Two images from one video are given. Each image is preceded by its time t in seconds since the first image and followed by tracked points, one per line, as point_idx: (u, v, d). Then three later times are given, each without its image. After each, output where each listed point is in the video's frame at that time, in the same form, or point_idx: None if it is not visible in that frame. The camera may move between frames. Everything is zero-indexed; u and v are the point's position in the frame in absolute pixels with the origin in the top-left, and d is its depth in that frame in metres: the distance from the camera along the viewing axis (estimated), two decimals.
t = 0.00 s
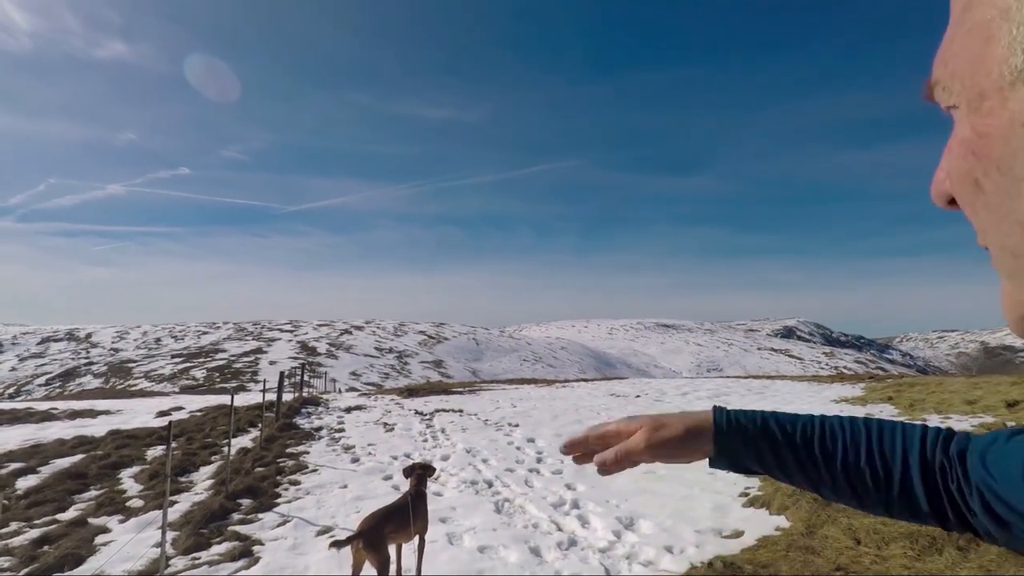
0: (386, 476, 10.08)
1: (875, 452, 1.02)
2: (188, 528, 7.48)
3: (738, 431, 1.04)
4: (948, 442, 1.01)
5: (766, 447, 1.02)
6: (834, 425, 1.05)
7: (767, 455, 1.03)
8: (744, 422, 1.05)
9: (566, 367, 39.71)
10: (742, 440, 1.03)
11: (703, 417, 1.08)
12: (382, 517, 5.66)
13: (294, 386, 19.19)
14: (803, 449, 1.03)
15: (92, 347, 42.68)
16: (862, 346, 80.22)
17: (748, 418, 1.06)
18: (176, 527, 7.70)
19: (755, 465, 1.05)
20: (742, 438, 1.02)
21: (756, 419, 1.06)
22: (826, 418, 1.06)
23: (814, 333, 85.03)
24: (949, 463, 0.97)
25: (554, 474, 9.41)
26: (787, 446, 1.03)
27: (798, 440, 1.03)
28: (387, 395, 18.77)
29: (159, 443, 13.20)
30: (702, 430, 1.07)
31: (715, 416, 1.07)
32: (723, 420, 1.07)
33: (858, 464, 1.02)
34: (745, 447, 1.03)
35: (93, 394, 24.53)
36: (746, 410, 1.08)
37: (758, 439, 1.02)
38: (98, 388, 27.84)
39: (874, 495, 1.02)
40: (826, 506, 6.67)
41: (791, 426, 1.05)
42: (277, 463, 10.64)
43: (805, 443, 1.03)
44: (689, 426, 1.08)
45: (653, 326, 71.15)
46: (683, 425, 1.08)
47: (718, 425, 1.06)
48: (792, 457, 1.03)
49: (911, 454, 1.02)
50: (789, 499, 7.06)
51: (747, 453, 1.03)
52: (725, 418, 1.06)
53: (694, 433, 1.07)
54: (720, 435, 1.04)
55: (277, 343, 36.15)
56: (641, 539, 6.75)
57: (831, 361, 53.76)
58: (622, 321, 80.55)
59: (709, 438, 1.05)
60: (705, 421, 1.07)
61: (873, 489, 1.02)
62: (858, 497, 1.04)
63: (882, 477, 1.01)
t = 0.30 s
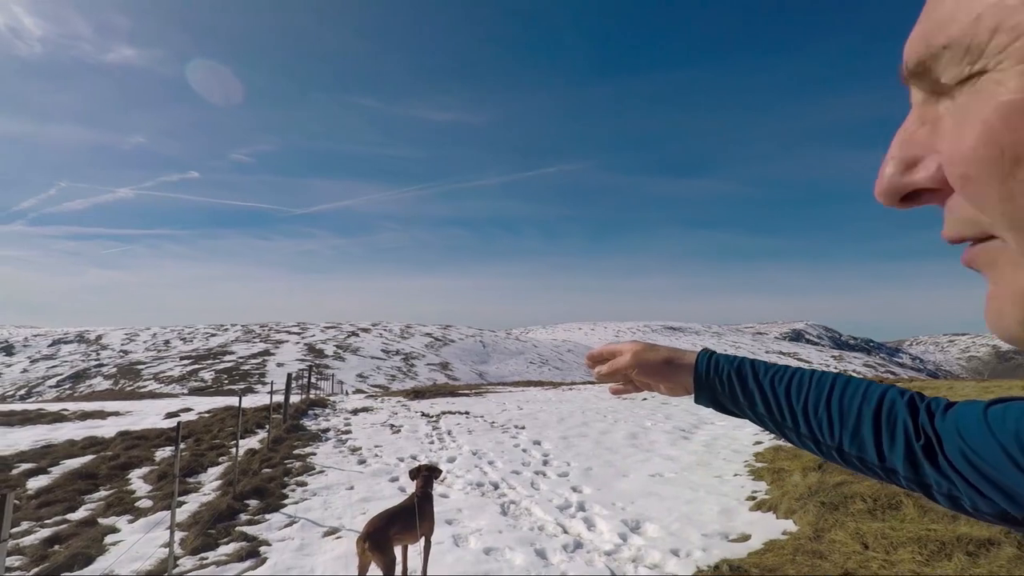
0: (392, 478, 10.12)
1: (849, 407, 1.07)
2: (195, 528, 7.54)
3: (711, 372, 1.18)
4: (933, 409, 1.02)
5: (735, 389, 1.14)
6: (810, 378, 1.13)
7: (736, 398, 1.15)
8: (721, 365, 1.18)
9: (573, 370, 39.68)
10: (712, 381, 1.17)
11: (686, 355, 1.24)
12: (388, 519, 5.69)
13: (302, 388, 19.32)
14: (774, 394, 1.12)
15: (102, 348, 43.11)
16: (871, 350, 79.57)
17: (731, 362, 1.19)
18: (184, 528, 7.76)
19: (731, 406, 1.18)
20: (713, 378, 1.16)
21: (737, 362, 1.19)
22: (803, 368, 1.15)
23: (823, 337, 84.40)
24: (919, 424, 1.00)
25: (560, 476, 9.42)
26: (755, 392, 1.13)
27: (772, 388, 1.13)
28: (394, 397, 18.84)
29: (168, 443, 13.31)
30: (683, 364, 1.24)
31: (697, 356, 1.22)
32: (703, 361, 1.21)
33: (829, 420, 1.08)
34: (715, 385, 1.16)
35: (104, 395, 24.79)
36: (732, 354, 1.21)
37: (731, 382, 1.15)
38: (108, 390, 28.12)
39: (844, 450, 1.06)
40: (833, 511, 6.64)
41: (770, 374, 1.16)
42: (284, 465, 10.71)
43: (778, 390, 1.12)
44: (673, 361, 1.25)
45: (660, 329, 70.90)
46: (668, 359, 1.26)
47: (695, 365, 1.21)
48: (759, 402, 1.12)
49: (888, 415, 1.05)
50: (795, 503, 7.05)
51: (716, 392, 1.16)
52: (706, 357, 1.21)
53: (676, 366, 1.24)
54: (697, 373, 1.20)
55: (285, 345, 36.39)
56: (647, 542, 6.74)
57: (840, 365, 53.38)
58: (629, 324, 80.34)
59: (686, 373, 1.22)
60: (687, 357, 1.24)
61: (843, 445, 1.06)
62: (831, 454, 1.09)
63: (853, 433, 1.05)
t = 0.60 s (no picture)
0: (401, 478, 10.20)
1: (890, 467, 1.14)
2: (207, 521, 7.67)
3: (742, 435, 1.23)
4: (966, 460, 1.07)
5: (770, 449, 1.20)
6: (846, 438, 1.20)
7: (772, 461, 1.21)
8: (752, 427, 1.24)
9: (584, 376, 39.53)
10: (745, 443, 1.22)
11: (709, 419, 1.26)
12: (397, 518, 5.75)
13: (314, 386, 19.54)
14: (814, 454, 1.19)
15: (121, 342, 43.98)
16: (889, 365, 78.03)
17: (757, 423, 1.25)
18: (197, 520, 7.90)
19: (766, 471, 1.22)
20: (744, 439, 1.22)
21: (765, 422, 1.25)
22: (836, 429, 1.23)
23: (839, 351, 82.97)
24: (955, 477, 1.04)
25: (569, 483, 9.41)
26: (791, 454, 1.20)
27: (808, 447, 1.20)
28: (405, 398, 18.96)
29: (183, 437, 13.55)
30: (708, 428, 1.25)
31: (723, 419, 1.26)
32: (731, 424, 1.26)
33: (873, 484, 1.14)
34: (748, 447, 1.22)
35: (121, 388, 25.29)
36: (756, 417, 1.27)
37: (766, 442, 1.22)
38: (125, 383, 28.67)
39: (895, 513, 1.11)
40: (845, 527, 6.55)
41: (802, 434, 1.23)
42: (295, 462, 10.84)
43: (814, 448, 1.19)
44: (697, 427, 1.25)
45: (673, 338, 70.34)
46: (693, 425, 1.25)
47: (722, 427, 1.25)
48: (799, 467, 1.19)
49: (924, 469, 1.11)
50: (807, 518, 6.96)
51: (748, 455, 1.21)
52: (732, 420, 1.26)
53: (702, 431, 1.25)
54: (725, 435, 1.23)
55: (298, 344, 36.79)
56: (654, 552, 6.71)
57: (857, 380, 52.39)
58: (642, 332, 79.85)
59: (714, 435, 1.24)
60: (711, 422, 1.25)
61: (892, 508, 1.11)
62: (884, 518, 1.13)
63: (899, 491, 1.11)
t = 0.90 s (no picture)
0: (422, 479, 10.30)
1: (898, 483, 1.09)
2: (234, 522, 7.85)
3: (745, 469, 1.16)
4: (974, 471, 1.04)
5: (778, 480, 1.13)
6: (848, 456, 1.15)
7: (779, 491, 1.13)
8: (757, 460, 1.16)
9: (604, 377, 39.37)
10: (749, 477, 1.14)
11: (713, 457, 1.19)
12: (419, 518, 5.82)
13: (336, 388, 19.83)
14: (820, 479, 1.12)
15: (148, 346, 45.04)
16: (917, 365, 76.13)
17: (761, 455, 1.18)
18: (223, 520, 8.08)
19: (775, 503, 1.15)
20: (749, 473, 1.14)
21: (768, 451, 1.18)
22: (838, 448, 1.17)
23: (865, 350, 81.21)
24: (966, 491, 1.01)
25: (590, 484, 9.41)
26: (799, 483, 1.12)
27: (813, 473, 1.13)
28: (425, 400, 19.13)
29: (208, 439, 13.84)
30: (713, 468, 1.17)
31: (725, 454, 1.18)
32: (733, 457, 1.19)
33: (883, 505, 1.09)
34: (753, 480, 1.14)
35: (150, 391, 25.92)
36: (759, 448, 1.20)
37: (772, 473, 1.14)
38: (153, 386, 29.38)
39: (910, 532, 1.06)
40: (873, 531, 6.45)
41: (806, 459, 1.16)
42: (318, 463, 11.01)
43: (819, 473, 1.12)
44: (701, 466, 1.17)
45: (693, 338, 69.61)
46: (695, 464, 1.18)
47: (725, 464, 1.17)
48: (809, 496, 1.11)
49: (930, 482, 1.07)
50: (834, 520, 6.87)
51: (754, 489, 1.13)
52: (735, 453, 1.18)
53: (707, 470, 1.17)
54: (730, 474, 1.15)
55: (319, 346, 37.33)
56: (677, 554, 6.68)
57: (884, 380, 51.23)
58: (661, 332, 79.15)
59: (718, 474, 1.16)
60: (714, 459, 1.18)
61: (907, 528, 1.06)
62: (897, 537, 1.08)
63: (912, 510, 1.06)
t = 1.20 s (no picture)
0: (439, 477, 10.40)
1: (921, 461, 0.99)
2: (255, 518, 8.01)
3: (769, 442, 1.11)
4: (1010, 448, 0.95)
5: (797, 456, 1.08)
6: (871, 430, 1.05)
7: (801, 466, 1.08)
8: (775, 437, 1.10)
9: (620, 376, 39.24)
10: (773, 450, 1.09)
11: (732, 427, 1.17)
12: (437, 516, 5.89)
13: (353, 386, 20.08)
14: (839, 450, 1.05)
15: (170, 345, 45.98)
16: (941, 365, 74.48)
17: (782, 428, 1.11)
18: (244, 516, 8.24)
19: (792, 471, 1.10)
20: (770, 449, 1.09)
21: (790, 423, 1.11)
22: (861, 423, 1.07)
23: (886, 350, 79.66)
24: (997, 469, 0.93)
25: (606, 483, 9.42)
26: (823, 456, 1.06)
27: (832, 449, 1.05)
28: (442, 398, 19.28)
29: (229, 437, 14.12)
30: (734, 440, 1.15)
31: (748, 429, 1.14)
32: (755, 430, 1.14)
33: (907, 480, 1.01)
34: (773, 455, 1.09)
35: (173, 389, 26.49)
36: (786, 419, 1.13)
37: (791, 451, 1.08)
38: (175, 385, 30.00)
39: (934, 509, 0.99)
40: (895, 532, 6.37)
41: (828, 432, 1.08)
42: (337, 461, 11.17)
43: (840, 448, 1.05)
44: (723, 439, 1.17)
45: (709, 338, 68.96)
46: (719, 436, 1.17)
47: (748, 436, 1.14)
48: (832, 471, 1.05)
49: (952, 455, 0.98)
50: (855, 521, 6.80)
51: (777, 463, 1.09)
52: (756, 428, 1.14)
53: (732, 443, 1.15)
54: (752, 449, 1.12)
55: (337, 345, 37.78)
56: (695, 553, 6.67)
57: (907, 380, 50.23)
58: (677, 331, 78.55)
59: (739, 448, 1.14)
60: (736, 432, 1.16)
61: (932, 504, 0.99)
62: (916, 516, 1.01)
63: (934, 489, 0.97)
